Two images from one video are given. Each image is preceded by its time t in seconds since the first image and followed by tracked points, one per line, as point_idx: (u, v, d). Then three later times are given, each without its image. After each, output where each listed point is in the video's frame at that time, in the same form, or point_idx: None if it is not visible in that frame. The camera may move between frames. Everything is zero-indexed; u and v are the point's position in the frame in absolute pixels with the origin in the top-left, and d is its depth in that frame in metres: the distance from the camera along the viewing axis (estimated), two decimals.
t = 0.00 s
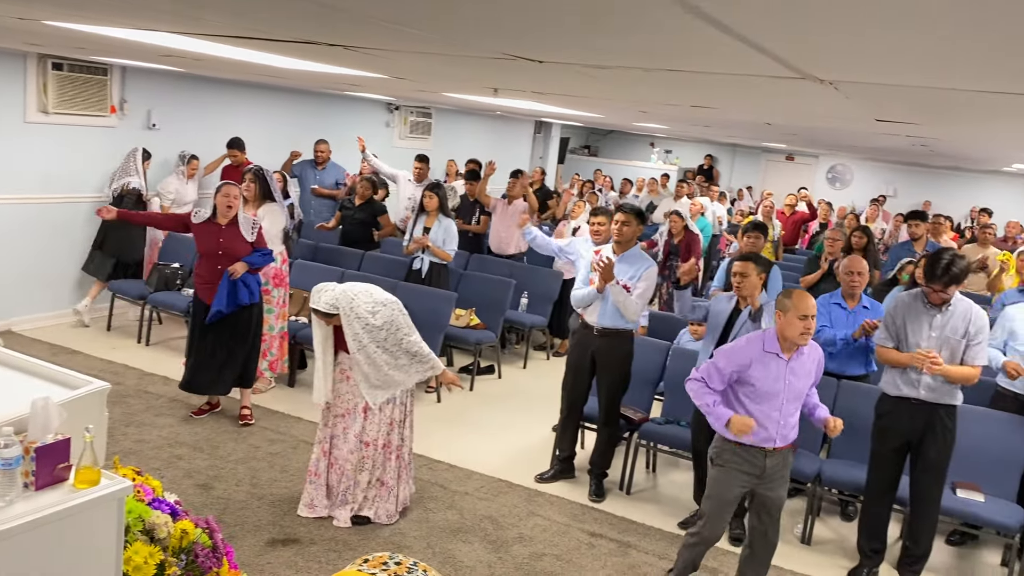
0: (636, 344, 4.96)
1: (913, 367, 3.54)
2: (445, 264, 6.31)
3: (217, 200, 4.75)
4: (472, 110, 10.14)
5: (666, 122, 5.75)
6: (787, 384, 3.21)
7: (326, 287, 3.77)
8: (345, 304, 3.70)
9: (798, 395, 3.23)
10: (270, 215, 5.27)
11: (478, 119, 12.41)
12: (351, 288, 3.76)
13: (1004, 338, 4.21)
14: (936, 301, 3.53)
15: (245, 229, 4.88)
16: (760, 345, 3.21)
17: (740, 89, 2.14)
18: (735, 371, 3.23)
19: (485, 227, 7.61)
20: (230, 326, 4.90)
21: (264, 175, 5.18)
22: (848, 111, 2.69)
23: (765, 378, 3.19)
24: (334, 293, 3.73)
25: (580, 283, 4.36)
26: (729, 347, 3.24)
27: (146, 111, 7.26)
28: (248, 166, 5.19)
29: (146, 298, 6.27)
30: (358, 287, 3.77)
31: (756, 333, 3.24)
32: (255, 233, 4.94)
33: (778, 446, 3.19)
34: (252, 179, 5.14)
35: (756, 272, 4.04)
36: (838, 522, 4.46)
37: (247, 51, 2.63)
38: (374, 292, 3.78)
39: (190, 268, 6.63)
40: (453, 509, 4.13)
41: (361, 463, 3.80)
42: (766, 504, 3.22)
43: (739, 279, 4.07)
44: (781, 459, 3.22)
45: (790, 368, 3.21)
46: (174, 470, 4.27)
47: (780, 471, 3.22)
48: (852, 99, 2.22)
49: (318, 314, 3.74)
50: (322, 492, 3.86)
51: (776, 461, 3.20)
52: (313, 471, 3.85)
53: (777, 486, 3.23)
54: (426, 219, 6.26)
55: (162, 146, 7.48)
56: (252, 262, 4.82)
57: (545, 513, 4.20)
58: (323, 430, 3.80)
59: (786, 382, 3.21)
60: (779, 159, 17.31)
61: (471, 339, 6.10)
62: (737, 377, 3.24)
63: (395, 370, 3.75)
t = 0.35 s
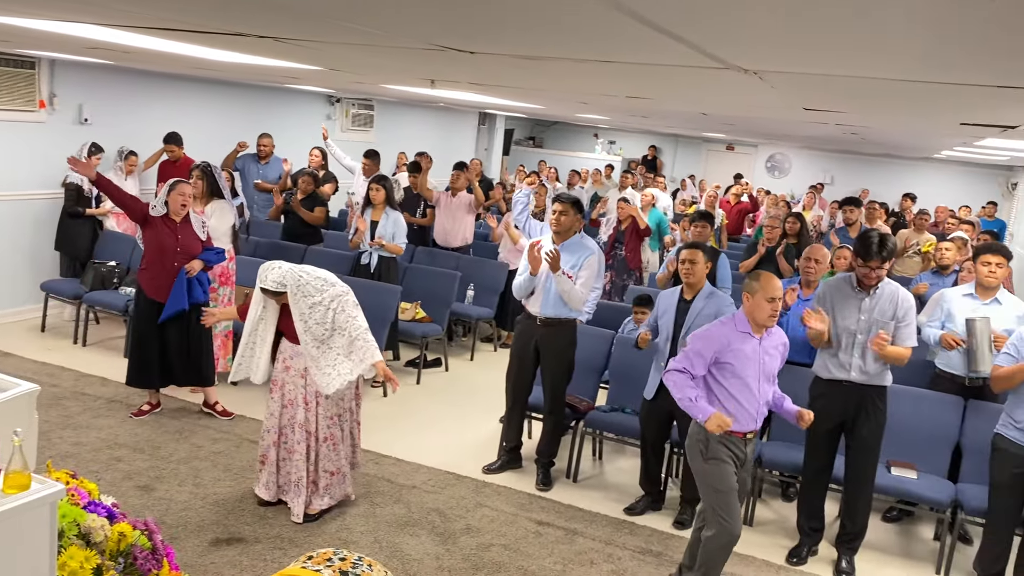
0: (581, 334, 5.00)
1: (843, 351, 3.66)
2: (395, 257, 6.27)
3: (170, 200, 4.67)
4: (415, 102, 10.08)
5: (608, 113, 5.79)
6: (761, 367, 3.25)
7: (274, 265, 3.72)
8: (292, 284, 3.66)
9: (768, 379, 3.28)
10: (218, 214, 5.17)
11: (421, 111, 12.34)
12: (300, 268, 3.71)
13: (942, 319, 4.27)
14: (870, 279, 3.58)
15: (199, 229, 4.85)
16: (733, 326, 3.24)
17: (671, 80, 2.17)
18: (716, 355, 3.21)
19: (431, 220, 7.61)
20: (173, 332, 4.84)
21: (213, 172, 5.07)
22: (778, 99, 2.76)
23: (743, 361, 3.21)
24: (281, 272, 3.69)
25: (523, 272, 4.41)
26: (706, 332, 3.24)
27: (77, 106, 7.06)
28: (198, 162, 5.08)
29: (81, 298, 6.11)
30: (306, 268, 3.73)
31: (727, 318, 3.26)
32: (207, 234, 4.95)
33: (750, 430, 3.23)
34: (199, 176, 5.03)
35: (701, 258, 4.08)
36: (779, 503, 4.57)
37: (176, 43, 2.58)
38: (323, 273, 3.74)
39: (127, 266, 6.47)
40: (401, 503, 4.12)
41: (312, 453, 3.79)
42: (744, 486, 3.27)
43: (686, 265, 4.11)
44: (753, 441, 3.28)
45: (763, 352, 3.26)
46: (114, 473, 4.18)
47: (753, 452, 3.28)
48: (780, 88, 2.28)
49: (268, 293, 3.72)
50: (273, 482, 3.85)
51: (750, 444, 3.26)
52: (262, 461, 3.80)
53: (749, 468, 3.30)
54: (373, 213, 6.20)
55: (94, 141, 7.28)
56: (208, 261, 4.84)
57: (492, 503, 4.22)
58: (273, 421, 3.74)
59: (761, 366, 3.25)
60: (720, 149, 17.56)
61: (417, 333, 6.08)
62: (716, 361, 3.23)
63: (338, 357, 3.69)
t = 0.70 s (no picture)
0: (532, 329, 5.01)
1: (783, 341, 3.73)
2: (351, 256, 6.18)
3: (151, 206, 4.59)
4: (364, 97, 10.01)
5: (556, 107, 5.83)
6: (747, 380, 3.18)
7: (222, 250, 3.64)
8: (240, 269, 3.62)
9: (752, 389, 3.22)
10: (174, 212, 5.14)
11: (371, 106, 12.27)
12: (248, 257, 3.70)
13: (883, 309, 4.37)
14: (804, 259, 3.68)
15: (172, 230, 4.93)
16: (722, 342, 3.13)
17: (610, 73, 2.19)
18: (708, 372, 3.11)
19: (380, 215, 7.52)
20: (154, 332, 4.86)
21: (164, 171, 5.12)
22: (717, 93, 2.80)
23: (732, 376, 3.12)
24: (230, 257, 3.62)
25: (468, 268, 4.43)
26: (696, 348, 3.13)
27: (15, 102, 6.88)
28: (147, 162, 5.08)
29: (21, 299, 5.96)
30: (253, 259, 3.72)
31: (714, 331, 3.16)
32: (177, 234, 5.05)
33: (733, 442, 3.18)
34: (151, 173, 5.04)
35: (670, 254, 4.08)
36: (729, 492, 4.64)
37: (111, 37, 2.53)
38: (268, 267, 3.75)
39: (69, 266, 6.32)
40: (352, 501, 4.10)
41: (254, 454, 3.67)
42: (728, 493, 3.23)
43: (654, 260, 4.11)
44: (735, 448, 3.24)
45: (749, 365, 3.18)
46: (57, 478, 4.09)
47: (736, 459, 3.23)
48: (718, 81, 2.31)
49: (210, 278, 3.62)
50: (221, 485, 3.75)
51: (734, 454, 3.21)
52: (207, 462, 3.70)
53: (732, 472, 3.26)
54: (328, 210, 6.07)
55: (33, 138, 7.10)
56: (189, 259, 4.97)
57: (445, 499, 4.21)
58: (214, 420, 3.64)
59: (745, 378, 3.18)
60: (671, 144, 17.75)
61: (368, 330, 6.05)
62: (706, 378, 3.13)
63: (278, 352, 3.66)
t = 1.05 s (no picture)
0: (500, 331, 5.00)
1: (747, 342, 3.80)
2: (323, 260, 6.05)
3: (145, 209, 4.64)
4: (332, 98, 9.96)
5: (523, 110, 5.84)
6: (756, 387, 3.14)
7: (174, 271, 3.52)
8: (191, 291, 3.47)
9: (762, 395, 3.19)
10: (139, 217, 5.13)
11: (340, 107, 12.19)
12: (201, 276, 3.54)
13: (840, 309, 4.41)
14: (769, 254, 3.73)
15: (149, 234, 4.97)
16: (726, 353, 3.10)
17: (571, 74, 2.19)
18: (716, 385, 3.07)
19: (352, 218, 7.47)
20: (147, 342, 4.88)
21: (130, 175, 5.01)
22: (678, 96, 2.83)
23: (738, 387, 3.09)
24: (180, 278, 3.49)
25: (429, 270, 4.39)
26: (698, 362, 3.09)
27: None
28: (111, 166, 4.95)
29: None
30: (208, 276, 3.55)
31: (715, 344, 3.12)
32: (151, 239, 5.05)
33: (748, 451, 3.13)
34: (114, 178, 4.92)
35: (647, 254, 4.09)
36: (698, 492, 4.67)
37: (69, 38, 2.50)
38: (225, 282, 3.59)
39: (32, 270, 6.21)
40: (320, 507, 4.07)
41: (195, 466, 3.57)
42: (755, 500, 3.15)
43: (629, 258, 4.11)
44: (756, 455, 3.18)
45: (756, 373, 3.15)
46: (18, 487, 4.02)
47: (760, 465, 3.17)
48: (679, 84, 2.34)
49: (163, 300, 3.50)
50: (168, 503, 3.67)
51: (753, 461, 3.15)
52: (156, 482, 3.65)
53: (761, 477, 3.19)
54: (300, 214, 5.95)
55: None
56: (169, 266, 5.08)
57: (414, 504, 4.19)
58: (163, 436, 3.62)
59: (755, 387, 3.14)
60: (641, 144, 17.85)
61: (337, 334, 6.01)
62: (714, 392, 3.09)
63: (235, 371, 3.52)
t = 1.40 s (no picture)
0: (482, 337, 4.99)
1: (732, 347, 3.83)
2: (308, 266, 6.02)
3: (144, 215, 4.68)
4: (317, 102, 9.93)
5: (507, 116, 5.84)
6: (755, 410, 3.05)
7: (137, 315, 3.41)
8: (156, 332, 3.36)
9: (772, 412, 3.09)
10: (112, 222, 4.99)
11: (326, 111, 12.14)
12: (167, 312, 3.40)
13: (809, 310, 4.42)
14: (753, 259, 3.73)
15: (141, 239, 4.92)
16: (719, 373, 3.08)
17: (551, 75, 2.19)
18: (702, 408, 3.06)
19: (335, 222, 7.42)
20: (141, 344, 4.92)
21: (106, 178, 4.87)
22: (658, 101, 2.84)
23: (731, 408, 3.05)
24: (143, 323, 3.38)
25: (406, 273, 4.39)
26: (690, 383, 3.10)
27: None
28: (89, 167, 4.85)
29: None
30: (175, 309, 3.41)
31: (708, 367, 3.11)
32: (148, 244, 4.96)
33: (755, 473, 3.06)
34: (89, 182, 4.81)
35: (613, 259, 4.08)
36: (682, 498, 4.66)
37: (44, 40, 2.48)
38: (198, 312, 3.43)
39: (12, 275, 6.15)
40: (301, 514, 4.03)
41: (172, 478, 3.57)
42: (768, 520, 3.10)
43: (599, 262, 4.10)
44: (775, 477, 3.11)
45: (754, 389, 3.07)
46: None
47: (774, 486, 3.10)
48: (656, 86, 2.33)
49: (132, 344, 3.42)
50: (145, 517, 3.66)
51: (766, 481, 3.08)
52: (135, 496, 3.66)
53: (777, 499, 3.12)
54: (286, 220, 5.93)
55: None
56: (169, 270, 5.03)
57: (396, 511, 4.16)
58: (147, 445, 3.58)
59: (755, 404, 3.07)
60: (628, 149, 17.89)
61: (320, 339, 5.98)
62: (705, 414, 3.08)
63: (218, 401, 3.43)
